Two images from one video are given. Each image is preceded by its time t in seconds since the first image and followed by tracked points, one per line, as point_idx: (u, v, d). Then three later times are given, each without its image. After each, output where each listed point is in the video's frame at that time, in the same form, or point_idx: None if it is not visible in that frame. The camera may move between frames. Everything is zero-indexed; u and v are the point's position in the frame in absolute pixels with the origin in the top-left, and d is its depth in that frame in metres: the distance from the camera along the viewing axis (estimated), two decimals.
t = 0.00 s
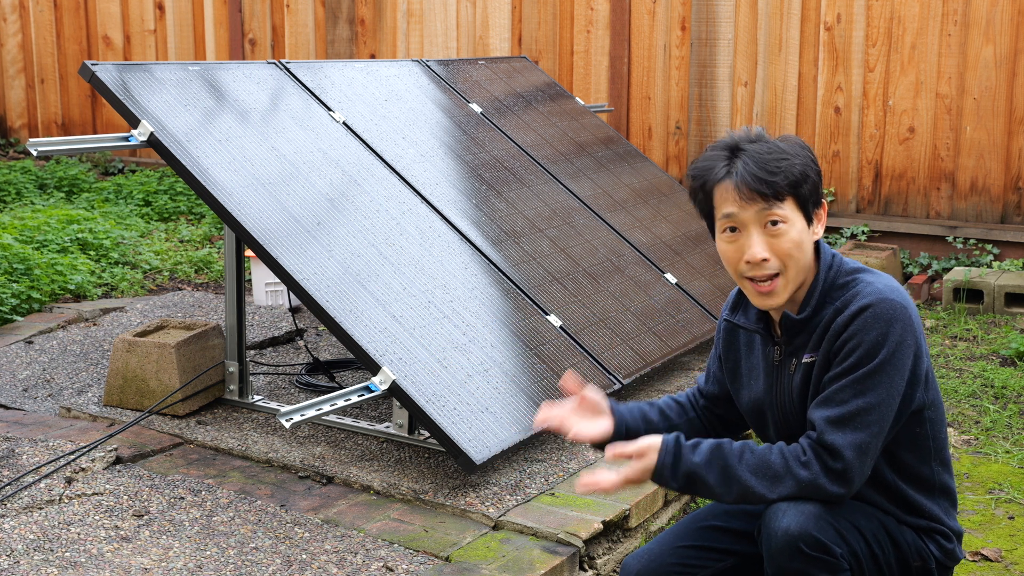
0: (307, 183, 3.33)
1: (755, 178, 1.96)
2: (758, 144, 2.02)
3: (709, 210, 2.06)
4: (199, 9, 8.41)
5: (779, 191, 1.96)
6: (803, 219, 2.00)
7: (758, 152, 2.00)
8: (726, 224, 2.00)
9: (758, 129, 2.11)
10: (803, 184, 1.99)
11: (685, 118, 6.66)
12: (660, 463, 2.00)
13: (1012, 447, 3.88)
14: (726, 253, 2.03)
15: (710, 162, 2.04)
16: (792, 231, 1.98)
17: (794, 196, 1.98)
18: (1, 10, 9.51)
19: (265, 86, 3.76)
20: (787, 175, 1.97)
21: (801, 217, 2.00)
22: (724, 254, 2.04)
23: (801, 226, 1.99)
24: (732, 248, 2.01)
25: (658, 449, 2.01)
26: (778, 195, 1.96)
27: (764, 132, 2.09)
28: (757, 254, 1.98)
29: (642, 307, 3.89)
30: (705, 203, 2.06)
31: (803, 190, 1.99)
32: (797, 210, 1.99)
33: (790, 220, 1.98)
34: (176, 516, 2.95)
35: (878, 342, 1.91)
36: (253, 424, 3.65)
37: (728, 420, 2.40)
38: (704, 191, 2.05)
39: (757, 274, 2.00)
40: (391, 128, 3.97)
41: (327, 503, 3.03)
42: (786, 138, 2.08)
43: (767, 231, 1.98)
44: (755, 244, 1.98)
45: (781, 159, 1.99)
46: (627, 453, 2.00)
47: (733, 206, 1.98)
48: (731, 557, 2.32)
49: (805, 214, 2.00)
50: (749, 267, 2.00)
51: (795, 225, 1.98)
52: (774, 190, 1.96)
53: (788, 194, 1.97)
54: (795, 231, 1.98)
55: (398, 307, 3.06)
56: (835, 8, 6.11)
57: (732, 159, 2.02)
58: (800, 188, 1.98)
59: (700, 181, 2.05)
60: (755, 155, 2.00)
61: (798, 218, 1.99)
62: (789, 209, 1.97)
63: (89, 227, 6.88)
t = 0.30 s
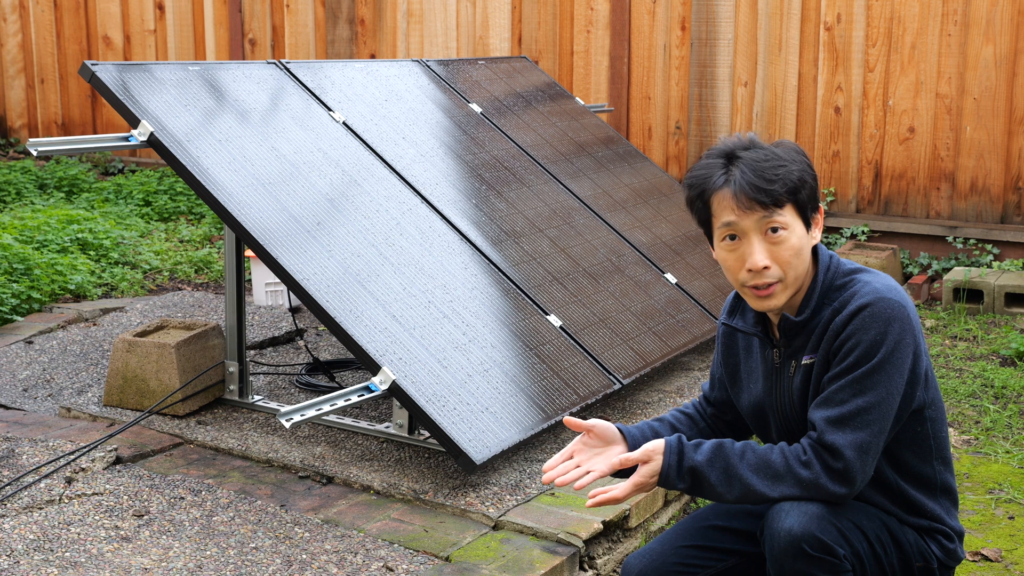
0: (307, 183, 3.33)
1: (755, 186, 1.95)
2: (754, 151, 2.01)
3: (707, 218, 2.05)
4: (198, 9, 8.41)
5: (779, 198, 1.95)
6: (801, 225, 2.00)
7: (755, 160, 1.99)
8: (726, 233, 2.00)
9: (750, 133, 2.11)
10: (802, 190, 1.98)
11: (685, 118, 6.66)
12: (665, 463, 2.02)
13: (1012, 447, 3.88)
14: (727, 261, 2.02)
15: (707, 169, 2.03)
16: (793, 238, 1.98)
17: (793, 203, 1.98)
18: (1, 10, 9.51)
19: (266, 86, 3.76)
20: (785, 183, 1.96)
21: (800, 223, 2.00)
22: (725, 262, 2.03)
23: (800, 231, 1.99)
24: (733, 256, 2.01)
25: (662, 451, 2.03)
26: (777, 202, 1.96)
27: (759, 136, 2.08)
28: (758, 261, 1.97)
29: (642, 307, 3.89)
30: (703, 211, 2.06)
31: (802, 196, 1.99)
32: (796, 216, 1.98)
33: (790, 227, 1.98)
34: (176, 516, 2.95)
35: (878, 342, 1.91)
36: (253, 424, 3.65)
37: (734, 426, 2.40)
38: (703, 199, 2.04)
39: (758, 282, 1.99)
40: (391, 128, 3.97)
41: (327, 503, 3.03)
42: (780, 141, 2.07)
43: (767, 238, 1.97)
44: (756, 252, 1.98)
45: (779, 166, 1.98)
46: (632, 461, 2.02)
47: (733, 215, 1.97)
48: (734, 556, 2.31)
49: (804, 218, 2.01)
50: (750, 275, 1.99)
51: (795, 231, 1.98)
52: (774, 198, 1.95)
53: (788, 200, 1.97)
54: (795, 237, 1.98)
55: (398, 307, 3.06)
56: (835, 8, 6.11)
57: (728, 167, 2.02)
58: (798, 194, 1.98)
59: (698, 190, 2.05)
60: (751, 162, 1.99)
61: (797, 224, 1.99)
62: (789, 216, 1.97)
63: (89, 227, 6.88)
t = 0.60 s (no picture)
0: (307, 183, 3.33)
1: (761, 187, 1.95)
2: (761, 152, 2.01)
3: (713, 219, 2.05)
4: (199, 9, 8.41)
5: (785, 200, 1.95)
6: (807, 227, 2.00)
7: (760, 160, 1.99)
8: (731, 234, 2.00)
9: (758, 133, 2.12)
10: (807, 193, 1.98)
11: (685, 118, 6.66)
12: (668, 460, 2.01)
13: (1012, 447, 3.88)
14: (732, 263, 2.02)
15: (713, 170, 2.03)
16: (798, 240, 1.98)
17: (798, 205, 1.98)
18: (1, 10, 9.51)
19: (265, 86, 3.76)
20: (791, 185, 1.96)
21: (806, 225, 2.00)
22: (730, 264, 2.03)
23: (805, 234, 1.99)
24: (737, 258, 2.00)
25: (664, 447, 2.02)
26: (783, 204, 1.95)
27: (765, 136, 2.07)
28: (763, 264, 1.97)
29: (642, 307, 3.89)
30: (709, 212, 2.06)
31: (807, 198, 1.99)
32: (802, 218, 1.98)
33: (796, 229, 1.98)
34: (176, 516, 2.95)
35: (882, 343, 1.91)
36: (253, 424, 3.65)
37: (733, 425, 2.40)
38: (709, 200, 2.04)
39: (763, 285, 1.99)
40: (391, 128, 3.97)
41: (327, 503, 3.03)
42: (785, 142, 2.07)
43: (773, 240, 1.97)
44: (761, 254, 1.97)
45: (785, 168, 1.98)
46: (634, 455, 2.00)
47: (739, 217, 1.97)
48: (734, 556, 2.31)
49: (809, 221, 2.01)
50: (755, 278, 1.99)
51: (801, 234, 1.98)
52: (780, 199, 1.95)
53: (794, 202, 1.97)
54: (800, 240, 1.98)
55: (398, 307, 3.06)
56: (835, 8, 6.11)
57: (734, 168, 2.02)
58: (804, 196, 1.98)
59: (704, 192, 2.05)
60: (757, 163, 1.99)
61: (803, 227, 1.99)
62: (794, 218, 1.97)
63: (89, 227, 6.88)
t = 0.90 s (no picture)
0: (307, 183, 3.33)
1: (765, 183, 1.95)
2: (767, 148, 2.01)
3: (717, 213, 2.05)
4: (199, 9, 8.41)
5: (789, 196, 1.95)
6: (811, 224, 2.00)
7: (766, 156, 1.99)
8: (735, 229, 2.00)
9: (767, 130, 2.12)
10: (812, 189, 1.98)
11: (685, 118, 6.66)
12: (669, 459, 2.01)
13: (1012, 447, 3.88)
14: (735, 258, 2.02)
15: (718, 165, 2.03)
16: (802, 237, 1.97)
17: (802, 202, 1.98)
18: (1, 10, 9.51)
19: (265, 86, 3.76)
20: (796, 181, 1.96)
21: (810, 222, 1.99)
22: (733, 259, 2.03)
23: (809, 231, 1.99)
24: (740, 253, 2.01)
25: (666, 445, 2.02)
26: (787, 199, 1.95)
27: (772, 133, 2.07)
28: (765, 259, 1.97)
29: (642, 307, 3.88)
30: (713, 206, 2.06)
31: (812, 195, 1.99)
32: (805, 214, 1.98)
33: (800, 226, 1.97)
34: (176, 516, 2.95)
35: (885, 344, 1.91)
36: (253, 424, 3.65)
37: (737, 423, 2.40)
38: (713, 194, 2.04)
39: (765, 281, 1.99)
40: (391, 128, 3.97)
41: (327, 503, 3.03)
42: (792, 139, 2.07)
43: (776, 236, 1.97)
44: (764, 249, 1.97)
45: (790, 164, 1.98)
46: (637, 453, 1.99)
47: (743, 212, 1.97)
48: (735, 555, 2.31)
49: (813, 218, 2.00)
50: (757, 274, 1.99)
51: (804, 230, 1.98)
52: (784, 194, 1.95)
53: (798, 198, 1.97)
54: (804, 237, 1.98)
55: (398, 307, 3.06)
56: (835, 8, 6.11)
57: (740, 163, 2.02)
58: (809, 193, 1.98)
59: (709, 186, 2.05)
60: (762, 158, 1.99)
61: (807, 224, 1.98)
62: (798, 214, 1.97)
63: (89, 227, 6.88)
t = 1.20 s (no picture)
0: (307, 183, 3.33)
1: (770, 185, 1.95)
2: (777, 147, 2.01)
3: (723, 212, 2.05)
4: (198, 9, 8.41)
5: (794, 198, 1.95)
6: (816, 227, 1.99)
7: (774, 157, 1.98)
8: (739, 228, 2.00)
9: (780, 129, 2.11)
10: (818, 192, 1.97)
11: (685, 118, 6.66)
12: (666, 438, 2.04)
13: (1012, 447, 3.88)
14: (738, 257, 2.03)
15: (726, 163, 2.03)
16: (805, 239, 1.97)
17: (808, 204, 1.97)
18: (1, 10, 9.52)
19: (265, 86, 3.76)
20: (803, 183, 1.95)
21: (815, 224, 1.98)
22: (737, 257, 2.03)
23: (814, 233, 1.98)
24: (744, 252, 2.01)
25: (666, 427, 2.06)
26: (792, 201, 1.95)
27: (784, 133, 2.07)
28: (767, 260, 1.97)
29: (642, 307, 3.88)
30: (719, 203, 2.06)
31: (818, 198, 1.98)
32: (810, 217, 1.97)
33: (804, 228, 1.97)
34: (176, 516, 2.95)
35: (885, 346, 1.91)
36: (253, 424, 3.65)
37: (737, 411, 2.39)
38: (719, 191, 2.04)
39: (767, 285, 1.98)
40: (391, 128, 3.97)
41: (327, 503, 3.03)
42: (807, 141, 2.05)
43: (778, 236, 1.97)
44: (766, 249, 1.97)
45: (798, 166, 1.97)
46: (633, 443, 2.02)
47: (747, 211, 1.97)
48: (736, 556, 2.31)
49: (819, 220, 1.99)
50: (758, 273, 1.99)
51: (809, 232, 1.97)
52: (791, 197, 1.94)
53: (804, 200, 1.96)
54: (807, 239, 1.97)
55: (398, 307, 3.06)
56: (835, 8, 6.11)
57: (748, 162, 2.02)
58: (816, 196, 1.97)
59: (717, 183, 2.05)
60: (770, 159, 1.98)
61: (812, 225, 1.98)
62: (803, 216, 1.96)
63: (89, 227, 6.88)
